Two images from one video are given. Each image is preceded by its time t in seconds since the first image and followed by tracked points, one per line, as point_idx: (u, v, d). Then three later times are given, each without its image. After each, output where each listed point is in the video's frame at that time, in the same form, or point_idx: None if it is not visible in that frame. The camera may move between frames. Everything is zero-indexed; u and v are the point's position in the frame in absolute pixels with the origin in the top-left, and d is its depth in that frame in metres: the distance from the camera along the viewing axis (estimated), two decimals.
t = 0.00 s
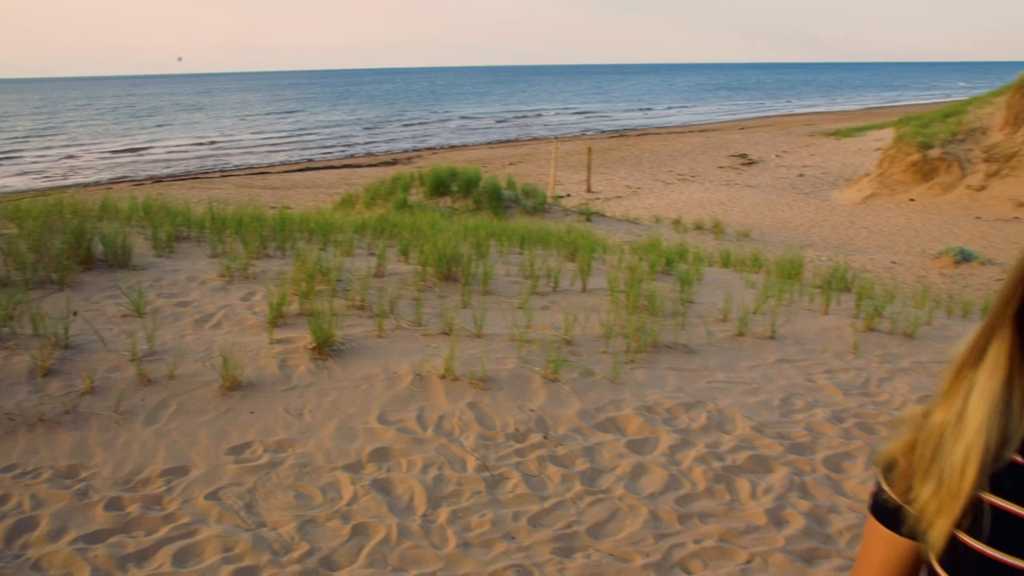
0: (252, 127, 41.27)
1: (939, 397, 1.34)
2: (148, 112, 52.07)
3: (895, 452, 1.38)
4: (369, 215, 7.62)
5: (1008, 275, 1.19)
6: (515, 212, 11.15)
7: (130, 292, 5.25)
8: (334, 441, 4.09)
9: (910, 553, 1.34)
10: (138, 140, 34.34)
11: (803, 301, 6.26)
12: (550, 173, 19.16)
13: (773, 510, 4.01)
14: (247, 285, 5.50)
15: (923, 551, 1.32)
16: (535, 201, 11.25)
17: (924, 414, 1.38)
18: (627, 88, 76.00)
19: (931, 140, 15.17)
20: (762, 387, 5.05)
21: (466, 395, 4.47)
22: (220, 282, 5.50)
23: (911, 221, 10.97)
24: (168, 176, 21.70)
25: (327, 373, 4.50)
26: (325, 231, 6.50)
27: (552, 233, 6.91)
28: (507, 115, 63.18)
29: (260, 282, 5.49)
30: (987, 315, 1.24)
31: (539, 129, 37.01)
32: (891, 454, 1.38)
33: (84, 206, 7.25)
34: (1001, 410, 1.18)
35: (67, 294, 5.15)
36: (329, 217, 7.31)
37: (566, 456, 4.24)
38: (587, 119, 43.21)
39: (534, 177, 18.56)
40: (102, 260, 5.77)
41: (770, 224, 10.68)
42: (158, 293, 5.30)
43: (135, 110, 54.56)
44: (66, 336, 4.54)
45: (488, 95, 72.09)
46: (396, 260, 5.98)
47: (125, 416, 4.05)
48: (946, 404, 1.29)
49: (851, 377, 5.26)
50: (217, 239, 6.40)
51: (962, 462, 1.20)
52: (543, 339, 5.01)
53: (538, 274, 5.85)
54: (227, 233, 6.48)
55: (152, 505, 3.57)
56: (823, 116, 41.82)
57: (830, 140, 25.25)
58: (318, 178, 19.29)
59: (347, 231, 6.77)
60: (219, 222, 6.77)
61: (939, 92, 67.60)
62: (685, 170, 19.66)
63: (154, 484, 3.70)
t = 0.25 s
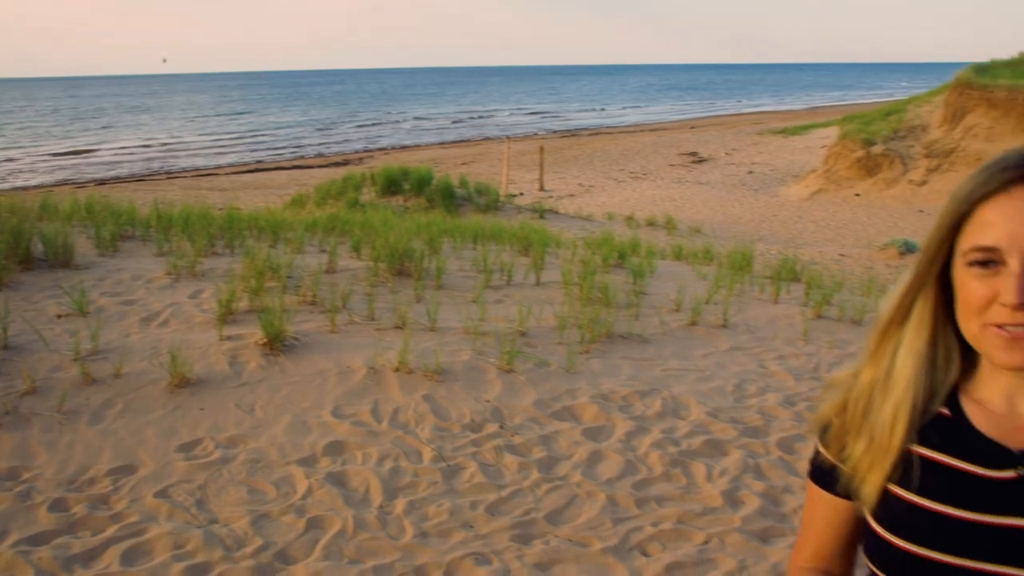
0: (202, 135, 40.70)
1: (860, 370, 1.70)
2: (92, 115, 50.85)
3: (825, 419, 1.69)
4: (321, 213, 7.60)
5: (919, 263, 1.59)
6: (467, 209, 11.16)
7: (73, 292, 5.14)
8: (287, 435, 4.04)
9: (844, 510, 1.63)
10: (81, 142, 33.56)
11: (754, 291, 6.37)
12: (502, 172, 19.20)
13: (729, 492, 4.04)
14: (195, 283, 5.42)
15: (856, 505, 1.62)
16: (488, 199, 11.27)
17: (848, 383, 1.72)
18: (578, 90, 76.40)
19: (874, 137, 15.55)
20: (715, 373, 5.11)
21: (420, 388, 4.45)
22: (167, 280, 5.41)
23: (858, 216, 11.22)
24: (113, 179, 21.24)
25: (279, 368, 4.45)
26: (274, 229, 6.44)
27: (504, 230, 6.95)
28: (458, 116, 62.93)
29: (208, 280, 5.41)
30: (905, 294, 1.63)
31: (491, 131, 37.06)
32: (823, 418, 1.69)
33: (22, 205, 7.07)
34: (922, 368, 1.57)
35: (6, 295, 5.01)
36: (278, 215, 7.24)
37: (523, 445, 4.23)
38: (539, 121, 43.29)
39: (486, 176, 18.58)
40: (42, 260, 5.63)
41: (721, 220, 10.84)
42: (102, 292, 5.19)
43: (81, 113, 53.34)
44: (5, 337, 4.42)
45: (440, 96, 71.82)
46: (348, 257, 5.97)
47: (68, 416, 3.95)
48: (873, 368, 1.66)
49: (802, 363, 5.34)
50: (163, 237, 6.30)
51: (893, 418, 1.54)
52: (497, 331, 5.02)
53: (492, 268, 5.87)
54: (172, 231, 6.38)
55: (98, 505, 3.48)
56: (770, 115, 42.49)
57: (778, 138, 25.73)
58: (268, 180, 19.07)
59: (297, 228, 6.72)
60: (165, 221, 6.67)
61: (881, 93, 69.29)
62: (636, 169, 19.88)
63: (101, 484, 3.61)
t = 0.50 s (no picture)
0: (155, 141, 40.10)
1: (807, 342, 1.70)
2: (41, 119, 49.77)
3: (773, 390, 1.69)
4: (275, 212, 7.56)
5: (862, 236, 1.59)
6: (424, 207, 11.17)
7: (18, 292, 5.03)
8: (243, 432, 3.99)
9: (792, 479, 1.62)
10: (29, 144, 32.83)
11: (711, 284, 6.45)
12: (459, 172, 19.22)
13: (687, 477, 4.07)
14: (145, 282, 5.35)
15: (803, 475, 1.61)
16: (445, 198, 11.29)
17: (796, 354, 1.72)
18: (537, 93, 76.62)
19: (826, 134, 15.87)
20: (673, 363, 5.14)
21: (378, 381, 4.44)
22: (117, 279, 5.33)
23: (811, 211, 11.44)
24: (61, 181, 20.81)
25: (233, 365, 4.42)
26: (227, 228, 6.39)
27: (461, 228, 6.99)
28: (416, 106, 62.31)
29: (159, 279, 5.35)
30: (850, 266, 1.63)
31: (449, 130, 37.04)
32: (770, 389, 1.68)
33: None
34: (867, 339, 1.58)
35: None
36: (231, 214, 7.19)
37: (483, 436, 4.21)
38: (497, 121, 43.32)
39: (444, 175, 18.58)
40: None
41: (677, 217, 10.99)
42: (48, 292, 5.09)
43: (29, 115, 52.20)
44: None
45: (398, 97, 71.45)
46: (303, 255, 5.97)
47: (15, 417, 3.86)
48: (818, 340, 1.67)
49: (758, 351, 5.40)
50: (112, 236, 6.21)
51: (837, 388, 1.54)
52: (455, 324, 5.03)
53: (449, 264, 5.91)
54: (121, 230, 6.28)
55: (47, 506, 3.41)
56: (724, 114, 43.06)
57: (732, 137, 26.14)
58: (222, 180, 18.84)
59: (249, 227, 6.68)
60: (114, 220, 6.58)
61: (832, 94, 70.64)
62: (594, 167, 20.04)
63: (50, 485, 3.53)
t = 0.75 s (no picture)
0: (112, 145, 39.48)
1: (746, 314, 1.64)
2: None
3: (714, 361, 1.64)
4: (232, 212, 7.51)
5: (799, 207, 1.54)
6: (385, 206, 11.16)
7: None
8: (200, 430, 3.96)
9: (734, 452, 1.57)
10: None
11: (671, 277, 6.52)
12: (421, 172, 19.21)
13: (649, 466, 4.06)
14: (99, 281, 5.28)
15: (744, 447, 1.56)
16: (405, 197, 11.30)
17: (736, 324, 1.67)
18: (500, 94, 76.72)
19: (782, 132, 16.13)
20: (634, 354, 5.17)
21: (338, 377, 4.44)
22: (69, 279, 5.26)
23: (768, 207, 11.63)
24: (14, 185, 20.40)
25: (190, 363, 4.40)
26: (183, 228, 6.34)
27: (420, 227, 7.05)
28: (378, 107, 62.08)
29: (113, 279, 5.29)
30: (788, 237, 1.58)
31: (410, 130, 36.97)
32: (710, 362, 1.63)
33: None
34: (807, 309, 1.53)
35: None
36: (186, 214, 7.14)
37: (444, 430, 4.19)
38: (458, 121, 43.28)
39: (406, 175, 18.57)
40: None
41: (637, 217, 11.10)
42: None
43: None
44: None
45: (360, 98, 71.15)
46: (261, 254, 6.00)
47: None
48: (758, 310, 1.60)
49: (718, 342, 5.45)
50: (64, 236, 6.12)
51: (776, 359, 1.48)
52: (416, 320, 5.08)
53: (408, 262, 5.99)
54: (73, 229, 6.20)
55: None
56: (684, 113, 43.51)
57: (692, 135, 26.44)
58: (180, 182, 18.63)
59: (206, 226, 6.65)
60: (66, 219, 6.49)
61: (791, 93, 71.71)
62: (555, 166, 20.14)
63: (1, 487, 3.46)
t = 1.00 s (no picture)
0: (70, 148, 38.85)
1: (683, 293, 1.56)
2: None
3: (653, 339, 1.55)
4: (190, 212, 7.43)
5: (736, 186, 1.46)
6: (348, 204, 11.14)
7: None
8: (160, 429, 3.93)
9: (676, 427, 1.48)
10: None
11: (633, 273, 6.56)
12: (386, 171, 19.18)
13: (614, 457, 4.04)
14: (55, 281, 5.22)
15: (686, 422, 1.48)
16: (369, 195, 11.30)
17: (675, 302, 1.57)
18: (465, 94, 76.66)
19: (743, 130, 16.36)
20: (597, 348, 5.19)
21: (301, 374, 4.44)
22: (24, 279, 5.18)
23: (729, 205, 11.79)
24: None
25: (149, 362, 4.38)
26: (142, 228, 6.30)
27: (382, 226, 7.09)
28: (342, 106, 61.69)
29: (69, 279, 5.23)
30: (724, 216, 1.50)
31: (374, 129, 36.95)
32: (650, 341, 1.54)
33: None
34: (745, 289, 1.46)
35: None
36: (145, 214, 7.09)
37: (408, 425, 4.18)
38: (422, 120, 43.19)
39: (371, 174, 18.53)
40: None
41: (601, 217, 11.18)
42: None
43: None
44: None
45: (324, 98, 70.71)
46: (221, 252, 6.01)
47: None
48: (696, 290, 1.52)
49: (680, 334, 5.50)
50: (18, 236, 6.03)
51: (715, 335, 1.40)
52: (379, 316, 5.12)
53: (371, 259, 6.04)
54: (27, 229, 6.12)
55: None
56: (647, 112, 43.84)
57: (655, 134, 26.67)
58: (141, 183, 18.40)
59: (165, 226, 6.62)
60: (20, 219, 6.40)
61: (752, 93, 72.61)
62: (519, 165, 20.20)
63: None
